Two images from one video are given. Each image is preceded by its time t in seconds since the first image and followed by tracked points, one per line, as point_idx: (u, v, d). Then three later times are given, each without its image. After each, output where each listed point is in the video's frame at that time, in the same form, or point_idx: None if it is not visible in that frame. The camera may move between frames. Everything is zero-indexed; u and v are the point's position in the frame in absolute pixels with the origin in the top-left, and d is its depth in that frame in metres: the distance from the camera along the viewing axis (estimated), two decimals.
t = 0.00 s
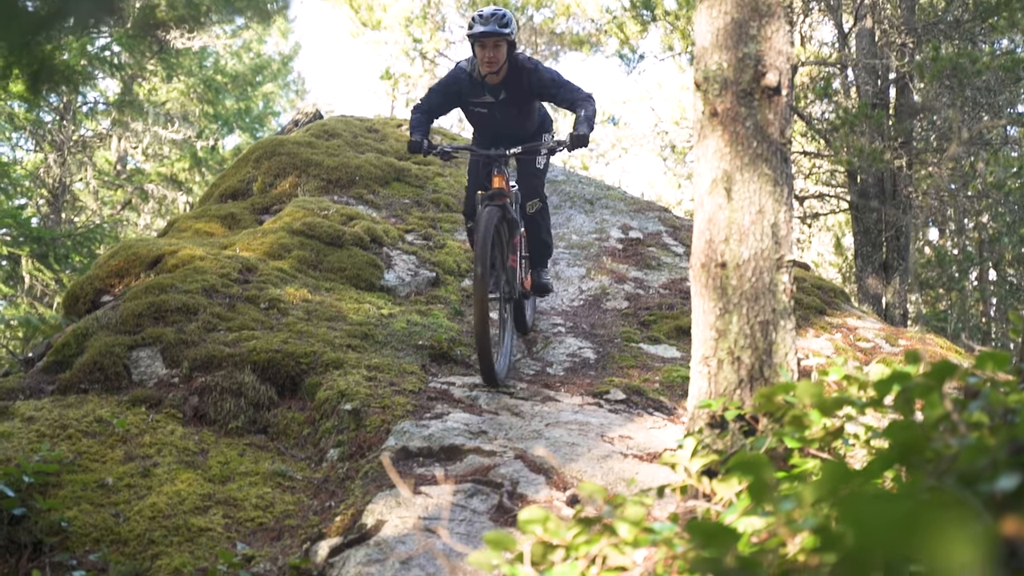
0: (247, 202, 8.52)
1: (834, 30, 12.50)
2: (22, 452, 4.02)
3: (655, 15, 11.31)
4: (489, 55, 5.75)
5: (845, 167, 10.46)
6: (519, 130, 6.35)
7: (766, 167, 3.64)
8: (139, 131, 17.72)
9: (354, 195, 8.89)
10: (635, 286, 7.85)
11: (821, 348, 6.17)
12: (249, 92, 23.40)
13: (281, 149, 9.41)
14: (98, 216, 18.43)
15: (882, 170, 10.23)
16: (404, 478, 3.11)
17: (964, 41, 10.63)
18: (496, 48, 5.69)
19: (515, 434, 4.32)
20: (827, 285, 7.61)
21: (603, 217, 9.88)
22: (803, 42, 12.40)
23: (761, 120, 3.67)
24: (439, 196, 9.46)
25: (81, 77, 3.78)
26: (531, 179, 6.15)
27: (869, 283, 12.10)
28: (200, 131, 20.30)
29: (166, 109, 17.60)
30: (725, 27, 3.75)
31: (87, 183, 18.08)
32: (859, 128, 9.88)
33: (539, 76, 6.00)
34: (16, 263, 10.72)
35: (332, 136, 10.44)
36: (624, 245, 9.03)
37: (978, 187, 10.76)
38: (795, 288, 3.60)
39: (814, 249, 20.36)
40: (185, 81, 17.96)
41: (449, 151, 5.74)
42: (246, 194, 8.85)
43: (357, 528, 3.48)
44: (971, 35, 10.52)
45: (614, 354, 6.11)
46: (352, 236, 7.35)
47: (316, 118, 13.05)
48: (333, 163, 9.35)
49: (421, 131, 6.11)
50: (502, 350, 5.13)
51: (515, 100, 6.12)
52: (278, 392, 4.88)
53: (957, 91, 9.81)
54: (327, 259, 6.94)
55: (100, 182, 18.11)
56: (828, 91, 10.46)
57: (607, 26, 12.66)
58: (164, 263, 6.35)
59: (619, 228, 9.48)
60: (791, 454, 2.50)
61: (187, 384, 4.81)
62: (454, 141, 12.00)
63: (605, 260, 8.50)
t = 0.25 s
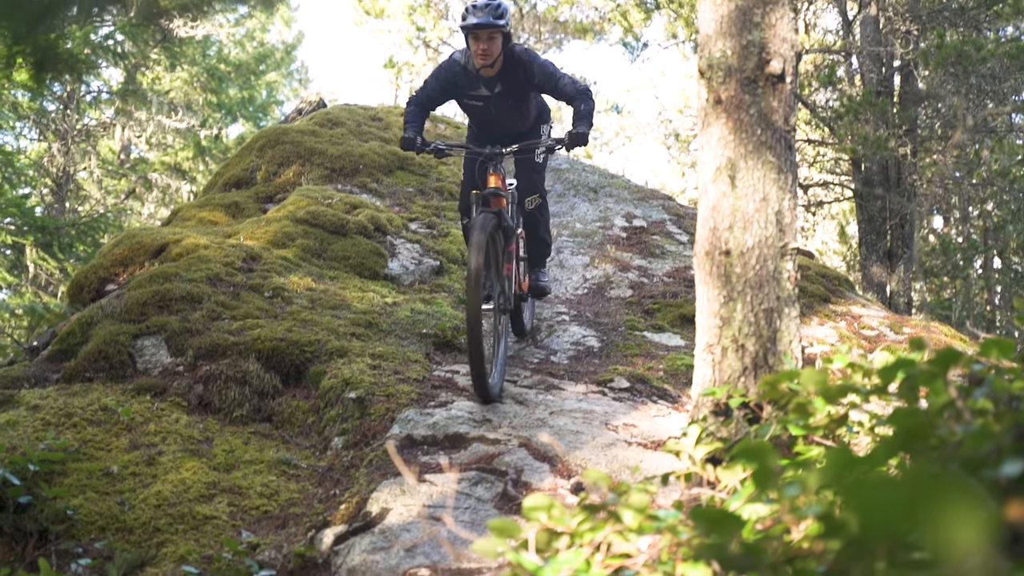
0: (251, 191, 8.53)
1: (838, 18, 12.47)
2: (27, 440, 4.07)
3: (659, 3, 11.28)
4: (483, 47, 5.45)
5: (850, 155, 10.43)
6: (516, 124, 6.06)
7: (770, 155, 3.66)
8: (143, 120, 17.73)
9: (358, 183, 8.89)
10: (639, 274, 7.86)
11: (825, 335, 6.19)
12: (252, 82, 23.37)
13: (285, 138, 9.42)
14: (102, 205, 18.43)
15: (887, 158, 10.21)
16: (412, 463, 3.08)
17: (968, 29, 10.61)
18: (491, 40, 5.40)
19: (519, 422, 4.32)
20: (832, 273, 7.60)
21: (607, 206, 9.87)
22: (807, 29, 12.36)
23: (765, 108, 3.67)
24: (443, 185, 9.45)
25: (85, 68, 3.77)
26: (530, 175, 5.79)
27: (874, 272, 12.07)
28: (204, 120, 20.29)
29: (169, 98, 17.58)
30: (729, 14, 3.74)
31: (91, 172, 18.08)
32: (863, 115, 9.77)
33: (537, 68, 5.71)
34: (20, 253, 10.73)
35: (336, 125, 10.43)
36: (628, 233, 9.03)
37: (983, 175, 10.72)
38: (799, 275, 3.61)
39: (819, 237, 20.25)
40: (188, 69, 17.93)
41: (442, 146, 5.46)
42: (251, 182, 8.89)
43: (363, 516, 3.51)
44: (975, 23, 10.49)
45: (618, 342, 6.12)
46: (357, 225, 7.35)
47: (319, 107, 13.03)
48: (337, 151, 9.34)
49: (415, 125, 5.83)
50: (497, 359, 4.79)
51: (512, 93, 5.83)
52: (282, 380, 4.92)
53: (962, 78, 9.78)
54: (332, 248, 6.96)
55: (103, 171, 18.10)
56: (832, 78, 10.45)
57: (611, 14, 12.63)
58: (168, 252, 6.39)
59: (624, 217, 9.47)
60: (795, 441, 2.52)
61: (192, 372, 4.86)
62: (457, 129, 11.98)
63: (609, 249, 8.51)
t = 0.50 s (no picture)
0: (256, 178, 8.57)
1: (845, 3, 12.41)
2: (35, 426, 4.15)
3: None
4: (478, 37, 5.32)
5: (856, 141, 10.43)
6: (511, 115, 5.95)
7: (776, 141, 3.74)
8: (148, 108, 17.78)
9: (363, 170, 8.91)
10: (645, 261, 7.95)
11: (831, 323, 6.23)
12: (256, 70, 23.37)
13: (290, 126, 9.44)
14: (107, 193, 18.50)
15: (893, 144, 10.22)
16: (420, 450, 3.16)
17: (975, 14, 10.37)
18: (486, 29, 5.28)
19: (525, 408, 4.40)
20: (837, 259, 7.64)
21: (613, 192, 9.91)
22: (814, 15, 12.32)
23: (772, 94, 3.75)
24: (448, 172, 9.47)
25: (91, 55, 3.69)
26: (529, 167, 5.66)
27: (880, 258, 12.12)
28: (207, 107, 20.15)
29: (174, 86, 17.61)
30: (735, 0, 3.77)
31: (96, 160, 18.11)
32: (869, 102, 9.74)
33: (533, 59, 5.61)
34: (27, 240, 10.82)
35: (341, 112, 10.45)
36: (633, 220, 9.07)
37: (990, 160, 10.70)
38: (804, 261, 3.73)
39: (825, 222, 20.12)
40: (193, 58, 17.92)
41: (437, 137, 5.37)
42: (256, 170, 8.90)
43: (369, 503, 3.62)
44: (982, 9, 10.29)
45: (623, 329, 6.23)
46: (362, 213, 7.39)
47: (324, 94, 13.03)
48: (342, 139, 9.35)
49: (407, 115, 5.67)
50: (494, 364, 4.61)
51: (508, 84, 5.71)
52: (288, 367, 4.98)
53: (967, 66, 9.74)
54: (337, 235, 6.99)
55: (108, 159, 18.13)
56: (838, 65, 10.45)
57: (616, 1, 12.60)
58: (174, 240, 6.41)
59: (629, 204, 9.53)
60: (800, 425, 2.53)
61: (198, 359, 4.93)
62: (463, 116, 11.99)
63: (615, 235, 8.59)
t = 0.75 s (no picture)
0: (263, 163, 8.57)
1: None
2: (45, 412, 4.20)
3: None
4: (474, 27, 5.20)
5: (864, 125, 10.43)
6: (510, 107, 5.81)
7: (783, 124, 3.80)
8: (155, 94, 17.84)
9: (371, 156, 8.91)
10: (651, 246, 7.95)
11: (839, 306, 6.28)
12: (263, 55, 23.34)
13: (296, 111, 9.47)
14: (114, 179, 18.57)
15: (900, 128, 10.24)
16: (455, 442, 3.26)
17: None
18: (482, 19, 5.16)
19: (532, 393, 4.47)
20: (845, 243, 7.69)
21: (620, 176, 9.95)
22: None
23: (780, 77, 3.80)
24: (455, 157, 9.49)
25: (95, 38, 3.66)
26: (528, 156, 5.43)
27: (889, 243, 11.90)
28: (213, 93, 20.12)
29: (180, 72, 17.65)
30: None
31: (103, 146, 18.17)
32: (877, 85, 9.76)
33: (531, 50, 5.48)
34: (36, 225, 10.87)
35: (348, 97, 10.45)
36: (640, 205, 9.10)
37: (998, 144, 10.67)
38: (812, 245, 3.79)
39: (833, 207, 19.92)
40: (199, 43, 17.93)
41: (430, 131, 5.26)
42: (263, 155, 8.94)
43: (377, 487, 3.69)
44: None
45: (630, 314, 6.28)
46: (369, 198, 7.40)
47: (331, 80, 13.04)
48: (349, 124, 9.35)
49: (401, 106, 5.59)
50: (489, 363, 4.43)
51: (506, 75, 5.59)
52: (296, 352, 5.00)
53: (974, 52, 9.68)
54: (344, 220, 7.01)
55: (115, 144, 18.17)
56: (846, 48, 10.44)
57: None
58: (181, 225, 6.47)
59: (636, 187, 9.56)
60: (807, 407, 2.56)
61: (206, 345, 4.97)
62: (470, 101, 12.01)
63: (622, 220, 8.61)
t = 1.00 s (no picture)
0: (270, 150, 8.74)
1: None
2: (54, 398, 4.43)
3: None
4: (469, 19, 4.93)
5: (871, 110, 10.51)
6: (511, 99, 5.60)
7: (791, 109, 3.87)
8: (162, 80, 17.97)
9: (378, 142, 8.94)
10: (659, 231, 8.15)
11: (847, 292, 6.42)
12: (269, 42, 23.35)
13: (303, 97, 9.51)
14: (122, 166, 18.68)
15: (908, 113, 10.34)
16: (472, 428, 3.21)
17: None
18: (478, 11, 4.88)
19: (540, 378, 4.67)
20: (852, 230, 7.90)
21: (628, 161, 10.12)
22: None
23: (787, 61, 3.89)
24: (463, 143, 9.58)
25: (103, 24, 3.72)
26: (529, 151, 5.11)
27: (896, 228, 12.12)
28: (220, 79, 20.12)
29: (188, 59, 17.75)
30: None
31: (110, 133, 18.26)
32: (885, 70, 9.90)
33: (529, 44, 5.23)
34: (46, 211, 11.00)
35: (356, 83, 10.46)
36: (648, 190, 9.30)
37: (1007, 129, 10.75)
38: (820, 230, 3.86)
39: (841, 194, 19.76)
40: (206, 30, 17.98)
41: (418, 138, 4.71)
42: (270, 141, 9.01)
43: (386, 473, 3.88)
44: None
45: (638, 300, 6.47)
46: (376, 183, 7.64)
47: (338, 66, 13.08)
48: (356, 110, 9.37)
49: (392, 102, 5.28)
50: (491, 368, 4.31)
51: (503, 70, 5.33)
52: (304, 338, 5.24)
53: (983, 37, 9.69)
54: (351, 207, 7.25)
55: (123, 131, 18.23)
56: (854, 33, 10.52)
57: None
58: (188, 212, 6.69)
59: (644, 172, 9.75)
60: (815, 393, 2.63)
61: (214, 331, 5.19)
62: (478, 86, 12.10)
63: (630, 206, 8.82)
